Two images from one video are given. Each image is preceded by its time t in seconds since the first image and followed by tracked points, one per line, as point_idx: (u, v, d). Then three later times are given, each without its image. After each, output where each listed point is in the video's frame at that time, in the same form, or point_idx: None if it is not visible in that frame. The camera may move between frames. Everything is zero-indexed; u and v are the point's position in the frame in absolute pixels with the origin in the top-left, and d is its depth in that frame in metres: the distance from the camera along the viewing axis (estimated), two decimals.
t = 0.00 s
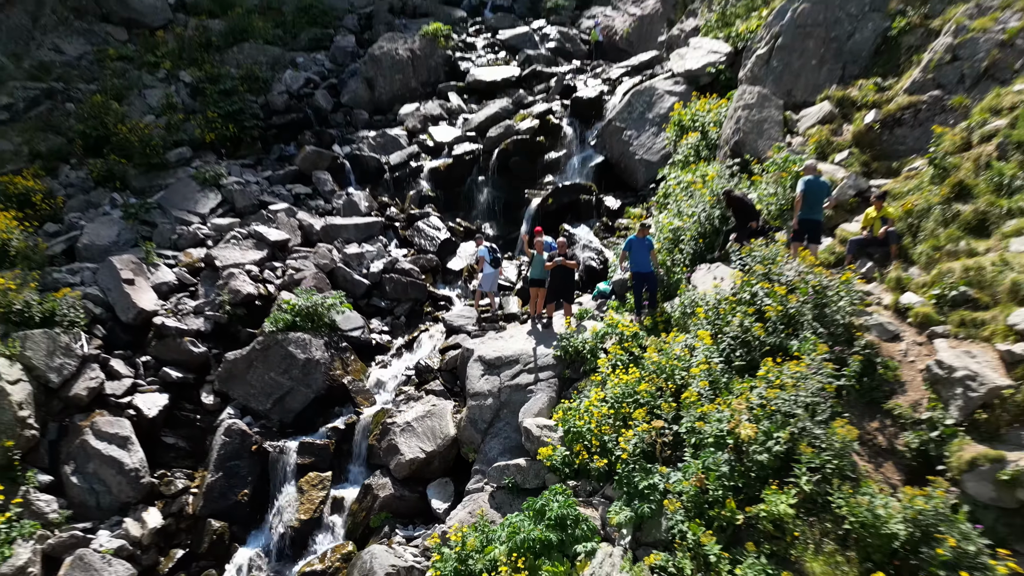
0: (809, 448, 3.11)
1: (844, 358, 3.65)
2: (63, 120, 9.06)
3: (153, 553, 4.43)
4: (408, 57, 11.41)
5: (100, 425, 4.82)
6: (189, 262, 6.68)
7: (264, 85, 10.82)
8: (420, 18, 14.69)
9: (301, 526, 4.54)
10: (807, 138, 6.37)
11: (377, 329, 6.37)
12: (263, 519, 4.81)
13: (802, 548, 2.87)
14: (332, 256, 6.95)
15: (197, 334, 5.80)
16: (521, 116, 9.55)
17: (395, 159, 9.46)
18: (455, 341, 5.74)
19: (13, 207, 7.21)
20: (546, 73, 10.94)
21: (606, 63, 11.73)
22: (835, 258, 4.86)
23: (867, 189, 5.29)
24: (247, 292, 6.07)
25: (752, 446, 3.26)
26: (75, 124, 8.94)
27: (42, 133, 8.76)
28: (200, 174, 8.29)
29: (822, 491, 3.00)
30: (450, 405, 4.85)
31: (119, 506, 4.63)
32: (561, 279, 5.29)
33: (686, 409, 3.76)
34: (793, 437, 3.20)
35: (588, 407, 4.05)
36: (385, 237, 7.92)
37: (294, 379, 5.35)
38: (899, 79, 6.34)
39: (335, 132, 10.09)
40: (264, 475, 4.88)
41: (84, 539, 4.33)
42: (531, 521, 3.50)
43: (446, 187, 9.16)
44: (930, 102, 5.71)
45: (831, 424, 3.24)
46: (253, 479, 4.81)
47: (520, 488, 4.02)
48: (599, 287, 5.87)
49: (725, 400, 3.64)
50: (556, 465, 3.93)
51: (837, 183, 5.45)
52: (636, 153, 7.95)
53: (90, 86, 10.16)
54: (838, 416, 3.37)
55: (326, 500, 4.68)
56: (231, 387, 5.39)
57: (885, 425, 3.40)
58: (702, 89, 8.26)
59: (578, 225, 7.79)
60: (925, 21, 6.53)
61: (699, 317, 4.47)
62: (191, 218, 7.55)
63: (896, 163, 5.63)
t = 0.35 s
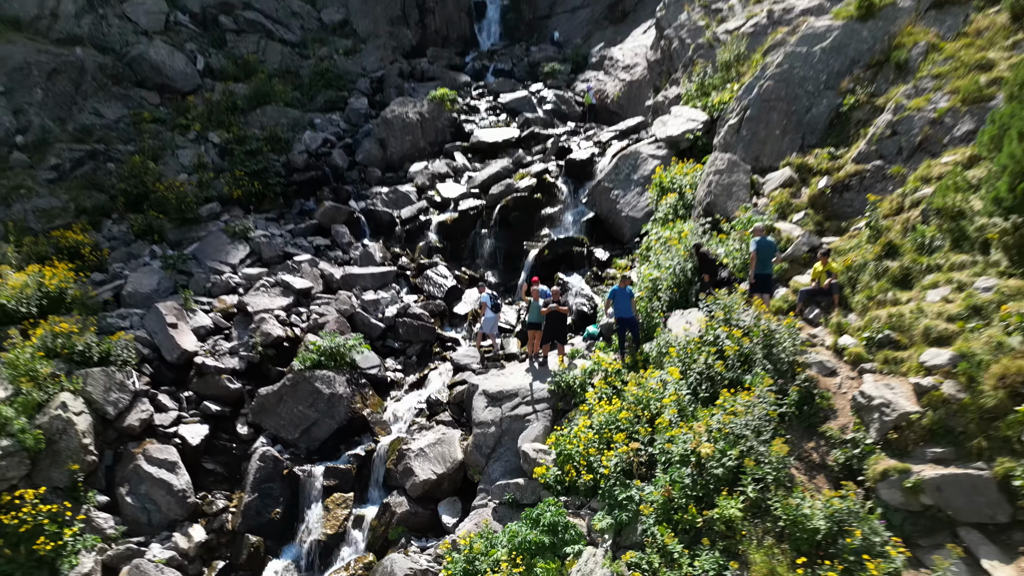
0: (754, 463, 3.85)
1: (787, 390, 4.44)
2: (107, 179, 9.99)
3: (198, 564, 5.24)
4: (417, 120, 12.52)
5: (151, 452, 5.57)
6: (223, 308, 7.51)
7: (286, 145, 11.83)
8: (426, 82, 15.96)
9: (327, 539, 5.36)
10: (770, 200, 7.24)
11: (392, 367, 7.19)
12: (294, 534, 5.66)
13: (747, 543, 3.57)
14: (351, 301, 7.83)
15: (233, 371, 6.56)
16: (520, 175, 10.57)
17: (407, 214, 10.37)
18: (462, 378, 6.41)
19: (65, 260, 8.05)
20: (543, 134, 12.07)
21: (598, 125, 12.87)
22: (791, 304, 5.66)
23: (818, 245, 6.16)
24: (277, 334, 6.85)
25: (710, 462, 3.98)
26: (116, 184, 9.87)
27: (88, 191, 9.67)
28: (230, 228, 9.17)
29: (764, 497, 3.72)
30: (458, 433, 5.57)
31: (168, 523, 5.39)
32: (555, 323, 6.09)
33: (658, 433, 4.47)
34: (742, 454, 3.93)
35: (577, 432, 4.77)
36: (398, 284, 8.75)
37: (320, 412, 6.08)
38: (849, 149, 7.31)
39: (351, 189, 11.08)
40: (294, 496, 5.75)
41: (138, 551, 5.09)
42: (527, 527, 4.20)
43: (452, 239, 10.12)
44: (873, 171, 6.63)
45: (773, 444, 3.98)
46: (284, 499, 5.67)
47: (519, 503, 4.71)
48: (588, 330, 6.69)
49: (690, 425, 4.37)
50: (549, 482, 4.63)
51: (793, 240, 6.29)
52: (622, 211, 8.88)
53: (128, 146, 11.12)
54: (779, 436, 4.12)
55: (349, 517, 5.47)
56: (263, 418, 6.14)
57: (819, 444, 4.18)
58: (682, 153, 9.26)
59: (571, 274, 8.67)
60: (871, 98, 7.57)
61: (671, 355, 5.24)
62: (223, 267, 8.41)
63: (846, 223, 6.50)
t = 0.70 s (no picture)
0: (715, 490, 4.61)
1: (745, 429, 5.26)
2: (143, 237, 10.94)
3: None
4: (425, 180, 13.59)
5: (191, 484, 6.35)
6: (251, 354, 8.31)
7: (304, 204, 12.85)
8: (432, 143, 17.20)
9: (348, 562, 6.10)
10: (742, 259, 8.15)
11: (404, 410, 7.91)
12: (318, 558, 6.39)
13: (709, 558, 4.29)
14: (367, 349, 8.66)
15: (262, 413, 7.36)
16: (520, 232, 11.56)
17: (416, 267, 11.31)
18: (467, 418, 7.14)
19: (108, 312, 8.94)
20: (541, 195, 13.18)
21: (591, 185, 13.99)
22: (756, 352, 6.46)
23: (780, 301, 7.05)
24: (301, 379, 7.67)
25: (679, 489, 4.72)
26: (152, 242, 10.82)
27: (126, 248, 10.61)
28: (255, 281, 10.09)
29: (723, 518, 4.46)
30: (463, 468, 6.31)
31: (206, 548, 6.13)
32: (550, 369, 6.90)
33: (638, 465, 5.20)
34: (705, 483, 4.69)
35: (569, 465, 5.50)
36: (408, 333, 9.60)
37: (341, 449, 6.90)
38: (810, 215, 8.27)
39: (364, 245, 12.08)
40: (319, 524, 6.50)
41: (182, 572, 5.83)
42: (526, 547, 4.91)
43: (457, 290, 10.96)
44: (829, 236, 7.58)
45: (731, 474, 4.76)
46: (310, 527, 6.44)
47: (519, 528, 5.41)
48: (580, 375, 7.45)
49: (664, 458, 5.12)
50: (544, 510, 5.34)
51: (759, 296, 7.21)
52: (612, 267, 9.79)
53: (161, 205, 12.09)
54: (737, 467, 4.93)
55: (367, 543, 6.22)
56: (289, 455, 6.96)
57: (771, 474, 4.98)
58: (666, 215, 10.25)
59: (566, 324, 9.52)
60: (827, 171, 8.58)
61: (650, 398, 6.04)
62: (250, 318, 9.32)
63: (806, 281, 7.39)
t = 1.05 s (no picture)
0: (686, 522, 5.39)
1: (715, 470, 6.09)
2: (172, 292, 11.89)
3: None
4: (432, 238, 14.59)
5: (224, 521, 7.17)
6: (273, 402, 9.11)
7: (320, 260, 13.89)
8: (438, 201, 18.36)
9: None
10: (719, 315, 9.07)
11: (413, 453, 8.62)
12: None
13: None
14: (380, 397, 9.45)
15: (286, 456, 8.18)
16: (520, 287, 12.53)
17: (423, 319, 12.18)
18: (472, 461, 7.88)
19: (144, 362, 9.88)
20: (539, 252, 14.24)
21: (586, 243, 15.05)
22: (728, 401, 7.34)
23: (753, 355, 7.92)
24: (320, 425, 8.47)
25: (657, 522, 5.46)
26: (181, 297, 11.75)
27: (158, 302, 11.56)
28: (276, 333, 11.05)
29: (694, 547, 5.19)
30: (468, 506, 7.08)
31: None
32: (547, 416, 7.68)
33: (623, 503, 5.94)
34: (679, 517, 5.46)
35: (562, 502, 6.23)
36: (417, 381, 10.42)
37: (358, 488, 7.67)
38: (779, 276, 9.24)
39: (376, 298, 13.06)
40: (338, 557, 7.25)
41: None
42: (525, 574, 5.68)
43: (461, 341, 11.81)
44: (795, 296, 8.52)
45: (701, 509, 5.55)
46: (330, 560, 7.21)
47: (518, 559, 6.15)
48: (575, 421, 8.18)
49: (645, 495, 5.88)
50: (540, 542, 6.09)
51: (734, 351, 8.09)
52: (603, 321, 10.69)
53: (188, 262, 13.07)
54: (707, 503, 5.73)
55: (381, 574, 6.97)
56: (311, 495, 7.69)
57: (737, 510, 5.78)
58: (654, 272, 11.21)
59: (562, 374, 10.34)
60: (794, 238, 9.56)
61: (634, 443, 6.82)
62: (272, 368, 10.18)
63: (775, 336, 8.29)
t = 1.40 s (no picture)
0: (666, 560, 6.18)
1: (692, 513, 6.90)
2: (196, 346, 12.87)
3: None
4: (437, 293, 15.57)
5: (250, 562, 7.88)
6: (292, 451, 10.02)
7: (333, 314, 14.94)
8: (441, 257, 19.46)
9: None
10: (700, 370, 9.99)
11: (421, 498, 9.38)
12: None
13: None
14: (390, 446, 10.30)
15: (304, 501, 9.02)
16: (519, 341, 13.48)
17: (430, 371, 13.07)
18: (475, 505, 8.66)
19: (173, 414, 10.87)
20: (537, 307, 15.25)
21: (582, 298, 16.07)
22: (706, 451, 8.21)
23: (729, 408, 8.83)
24: (335, 472, 9.35)
25: (640, 560, 6.26)
26: (204, 353, 12.82)
27: (184, 356, 12.58)
28: (293, 386, 12.02)
29: None
30: (472, 548, 7.84)
31: None
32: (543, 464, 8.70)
33: (611, 543, 6.73)
34: (660, 555, 6.26)
35: (557, 543, 6.99)
36: (423, 430, 11.22)
37: (371, 531, 8.37)
38: (754, 335, 10.22)
39: (385, 351, 14.01)
40: None
41: None
42: None
43: (465, 392, 12.66)
44: (767, 354, 9.47)
45: (679, 548, 6.33)
46: None
47: None
48: (569, 469, 8.99)
49: (630, 536, 6.70)
50: None
51: (712, 405, 9.02)
52: (597, 374, 11.55)
53: (210, 317, 14.07)
54: (685, 543, 6.53)
55: None
56: (328, 537, 8.43)
57: (710, 549, 6.55)
58: (643, 328, 12.20)
59: (558, 424, 11.12)
60: (767, 301, 10.55)
61: (621, 489, 7.65)
62: (290, 418, 11.07)
63: (750, 391, 9.18)
